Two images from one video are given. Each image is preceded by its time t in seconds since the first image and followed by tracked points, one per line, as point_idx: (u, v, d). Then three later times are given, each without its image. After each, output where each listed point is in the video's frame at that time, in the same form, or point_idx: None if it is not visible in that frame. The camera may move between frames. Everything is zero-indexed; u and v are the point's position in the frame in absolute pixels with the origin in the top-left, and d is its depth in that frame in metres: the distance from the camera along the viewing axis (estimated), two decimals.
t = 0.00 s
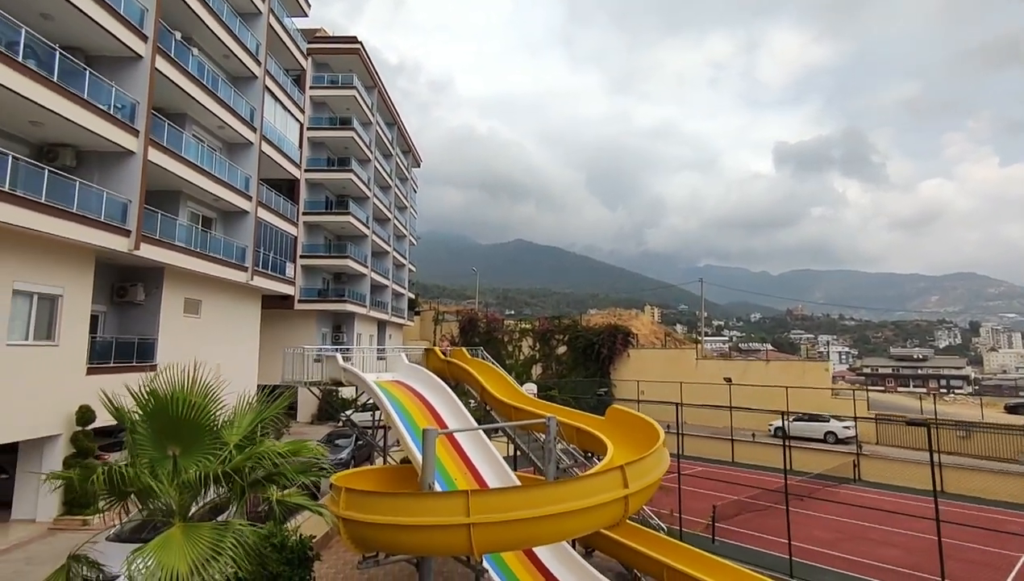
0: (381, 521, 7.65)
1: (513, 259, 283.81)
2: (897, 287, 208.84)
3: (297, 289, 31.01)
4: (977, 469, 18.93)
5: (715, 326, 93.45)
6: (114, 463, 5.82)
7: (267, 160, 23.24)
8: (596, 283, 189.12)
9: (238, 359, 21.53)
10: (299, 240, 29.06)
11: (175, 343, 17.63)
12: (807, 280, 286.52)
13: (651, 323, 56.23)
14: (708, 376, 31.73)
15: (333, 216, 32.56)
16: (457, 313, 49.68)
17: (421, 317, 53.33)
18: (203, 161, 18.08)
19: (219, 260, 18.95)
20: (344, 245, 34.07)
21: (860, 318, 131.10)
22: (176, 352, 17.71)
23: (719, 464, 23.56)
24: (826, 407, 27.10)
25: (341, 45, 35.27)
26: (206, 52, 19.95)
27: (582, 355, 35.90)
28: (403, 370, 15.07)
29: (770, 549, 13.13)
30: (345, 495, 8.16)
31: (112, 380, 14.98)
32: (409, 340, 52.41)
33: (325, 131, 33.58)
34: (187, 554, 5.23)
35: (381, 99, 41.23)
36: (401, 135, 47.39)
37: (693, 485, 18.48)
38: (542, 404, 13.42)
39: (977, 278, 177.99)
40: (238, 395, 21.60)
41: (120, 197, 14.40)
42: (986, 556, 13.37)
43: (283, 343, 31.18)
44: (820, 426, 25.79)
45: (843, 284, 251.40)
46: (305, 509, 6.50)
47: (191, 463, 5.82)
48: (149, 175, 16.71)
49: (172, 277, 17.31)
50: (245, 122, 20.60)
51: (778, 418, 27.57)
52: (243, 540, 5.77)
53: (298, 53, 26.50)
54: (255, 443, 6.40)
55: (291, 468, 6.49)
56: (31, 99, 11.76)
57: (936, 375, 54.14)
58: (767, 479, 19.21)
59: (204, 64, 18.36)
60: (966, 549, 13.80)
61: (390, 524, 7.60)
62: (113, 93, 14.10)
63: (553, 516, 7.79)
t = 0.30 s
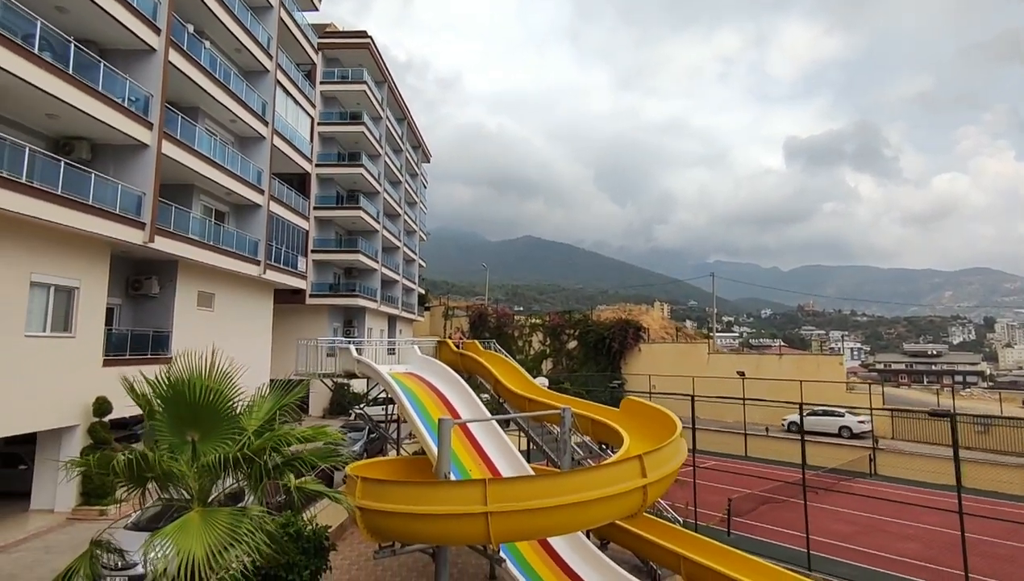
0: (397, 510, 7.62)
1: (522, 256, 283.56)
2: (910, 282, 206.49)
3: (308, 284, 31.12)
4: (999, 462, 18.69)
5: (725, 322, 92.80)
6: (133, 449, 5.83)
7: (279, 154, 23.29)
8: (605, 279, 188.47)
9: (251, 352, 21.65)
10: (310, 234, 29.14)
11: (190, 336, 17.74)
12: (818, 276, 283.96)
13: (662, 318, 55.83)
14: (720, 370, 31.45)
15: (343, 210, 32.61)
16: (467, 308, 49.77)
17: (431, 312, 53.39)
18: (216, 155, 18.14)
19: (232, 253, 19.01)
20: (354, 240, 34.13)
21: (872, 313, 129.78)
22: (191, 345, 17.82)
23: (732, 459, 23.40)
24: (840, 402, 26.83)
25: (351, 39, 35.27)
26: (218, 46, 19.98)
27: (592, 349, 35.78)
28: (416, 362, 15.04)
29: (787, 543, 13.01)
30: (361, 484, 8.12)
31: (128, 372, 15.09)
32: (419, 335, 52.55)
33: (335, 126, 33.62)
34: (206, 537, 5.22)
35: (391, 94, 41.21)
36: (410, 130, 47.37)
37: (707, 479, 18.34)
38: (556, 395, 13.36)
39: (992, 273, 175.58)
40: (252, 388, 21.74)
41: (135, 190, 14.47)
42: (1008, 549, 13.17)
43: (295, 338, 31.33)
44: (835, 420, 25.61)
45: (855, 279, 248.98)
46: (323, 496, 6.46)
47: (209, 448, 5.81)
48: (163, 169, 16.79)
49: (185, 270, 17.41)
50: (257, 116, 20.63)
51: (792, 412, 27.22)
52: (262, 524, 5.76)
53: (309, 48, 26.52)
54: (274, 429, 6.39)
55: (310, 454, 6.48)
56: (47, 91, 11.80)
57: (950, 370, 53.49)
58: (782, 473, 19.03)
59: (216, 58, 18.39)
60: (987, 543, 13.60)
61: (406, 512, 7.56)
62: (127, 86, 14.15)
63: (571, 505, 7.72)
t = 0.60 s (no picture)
0: (410, 502, 7.55)
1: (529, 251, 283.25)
2: (922, 276, 204.29)
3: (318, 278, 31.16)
4: (1016, 457, 18.46)
5: (734, 317, 92.20)
6: (147, 440, 5.76)
7: (288, 147, 23.27)
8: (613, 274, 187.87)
9: (262, 345, 21.70)
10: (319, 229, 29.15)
11: (201, 330, 17.77)
12: (828, 270, 281.74)
13: (671, 312, 55.54)
14: (731, 365, 31.24)
15: (352, 204, 32.60)
16: (476, 303, 49.89)
17: (440, 306, 53.47)
18: (225, 148, 18.13)
19: (243, 246, 19.02)
20: (363, 234, 34.12)
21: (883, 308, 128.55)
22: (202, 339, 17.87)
23: (744, 453, 23.22)
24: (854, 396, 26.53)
25: (359, 33, 35.16)
26: (227, 39, 19.96)
27: (602, 344, 35.61)
28: (427, 355, 14.98)
29: (802, 537, 12.86)
30: (373, 475, 8.07)
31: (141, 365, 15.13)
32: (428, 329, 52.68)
33: (344, 120, 33.57)
34: (219, 530, 5.16)
35: (399, 88, 41.09)
36: (418, 125, 47.27)
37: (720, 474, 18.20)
38: (568, 388, 13.26)
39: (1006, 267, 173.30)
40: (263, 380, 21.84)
41: (146, 183, 14.48)
42: None
43: (305, 332, 31.44)
44: (848, 415, 25.43)
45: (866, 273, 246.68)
46: (338, 487, 6.38)
47: (223, 439, 5.72)
48: (174, 162, 16.80)
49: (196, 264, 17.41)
50: (266, 109, 20.60)
51: (804, 407, 26.97)
52: (275, 517, 5.70)
53: (318, 41, 26.45)
54: (288, 420, 6.30)
55: (323, 445, 6.41)
56: (58, 83, 11.79)
57: (963, 365, 52.82)
58: (795, 467, 18.86)
59: (226, 51, 18.36)
60: (1008, 539, 13.36)
61: (419, 504, 7.50)
62: (138, 79, 14.13)
63: (587, 497, 7.62)
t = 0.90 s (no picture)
0: (424, 494, 7.51)
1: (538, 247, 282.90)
2: (936, 272, 201.94)
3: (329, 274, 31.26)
4: None
5: (744, 313, 91.59)
6: (163, 428, 5.73)
7: (299, 142, 23.29)
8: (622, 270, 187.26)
9: (274, 337, 21.81)
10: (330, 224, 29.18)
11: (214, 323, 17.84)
12: (840, 266, 279.15)
13: (681, 308, 55.26)
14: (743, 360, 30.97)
15: (362, 200, 32.63)
16: (485, 299, 50.06)
17: (450, 302, 53.61)
18: (237, 142, 18.15)
19: (254, 241, 19.07)
20: (373, 229, 34.16)
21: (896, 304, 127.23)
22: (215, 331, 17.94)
23: (756, 448, 23.05)
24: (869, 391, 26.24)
25: (369, 28, 35.12)
26: (238, 34, 19.98)
27: (612, 339, 35.46)
28: (439, 348, 14.93)
29: (818, 532, 12.72)
30: (387, 467, 8.01)
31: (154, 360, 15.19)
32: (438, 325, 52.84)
33: (354, 115, 33.58)
34: (235, 518, 5.12)
35: (409, 84, 41.02)
36: (428, 120, 47.22)
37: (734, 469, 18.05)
38: (580, 380, 13.18)
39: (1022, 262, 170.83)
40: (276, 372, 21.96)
41: (158, 177, 14.52)
42: None
43: (316, 327, 31.59)
44: (863, 410, 25.14)
45: (878, 269, 244.21)
46: (354, 478, 6.33)
47: (239, 428, 5.67)
48: (186, 156, 16.84)
49: (208, 257, 17.46)
50: (277, 104, 20.61)
51: (819, 402, 26.69)
52: (291, 506, 5.65)
53: (328, 36, 26.44)
54: (304, 408, 6.25)
55: (340, 434, 6.35)
56: (71, 76, 11.80)
57: (978, 361, 52.20)
58: (810, 463, 18.67)
59: (237, 45, 18.36)
60: None
61: (434, 496, 7.44)
62: (150, 72, 14.15)
63: (603, 490, 7.53)
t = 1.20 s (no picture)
0: (437, 486, 7.45)
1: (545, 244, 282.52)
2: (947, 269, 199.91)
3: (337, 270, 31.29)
4: None
5: (752, 311, 91.02)
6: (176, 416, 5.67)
7: (308, 137, 23.29)
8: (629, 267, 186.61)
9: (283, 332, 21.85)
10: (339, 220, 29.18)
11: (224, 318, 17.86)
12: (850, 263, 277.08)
13: (690, 304, 54.91)
14: (754, 356, 30.76)
15: (371, 196, 32.62)
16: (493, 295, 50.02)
17: (458, 299, 53.65)
18: (246, 137, 18.15)
19: (264, 236, 19.08)
20: (382, 226, 34.15)
21: (907, 301, 126.00)
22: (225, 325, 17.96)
23: (768, 445, 22.86)
24: (882, 388, 25.92)
25: (377, 24, 35.08)
26: (247, 29, 19.99)
27: (621, 335, 35.25)
28: (450, 343, 14.89)
29: (834, 528, 12.56)
30: (400, 459, 7.96)
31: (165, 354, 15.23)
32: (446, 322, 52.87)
33: (362, 112, 33.57)
34: (250, 501, 5.05)
35: (417, 80, 40.95)
36: (436, 117, 47.15)
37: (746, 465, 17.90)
38: (592, 374, 13.08)
39: None
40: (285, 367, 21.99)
41: (169, 171, 14.54)
42: None
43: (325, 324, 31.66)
44: (876, 406, 24.88)
45: (888, 266, 242.04)
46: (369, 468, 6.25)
47: (253, 416, 5.63)
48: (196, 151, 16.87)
49: (218, 252, 17.48)
50: (286, 99, 20.63)
51: (831, 398, 26.43)
52: (306, 492, 5.57)
53: (336, 31, 26.42)
54: (318, 397, 6.18)
55: (354, 422, 6.29)
56: (83, 70, 11.81)
57: (991, 358, 51.54)
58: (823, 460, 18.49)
59: (246, 39, 18.35)
60: None
61: (447, 488, 7.38)
62: (161, 67, 14.16)
63: (617, 482, 7.45)
